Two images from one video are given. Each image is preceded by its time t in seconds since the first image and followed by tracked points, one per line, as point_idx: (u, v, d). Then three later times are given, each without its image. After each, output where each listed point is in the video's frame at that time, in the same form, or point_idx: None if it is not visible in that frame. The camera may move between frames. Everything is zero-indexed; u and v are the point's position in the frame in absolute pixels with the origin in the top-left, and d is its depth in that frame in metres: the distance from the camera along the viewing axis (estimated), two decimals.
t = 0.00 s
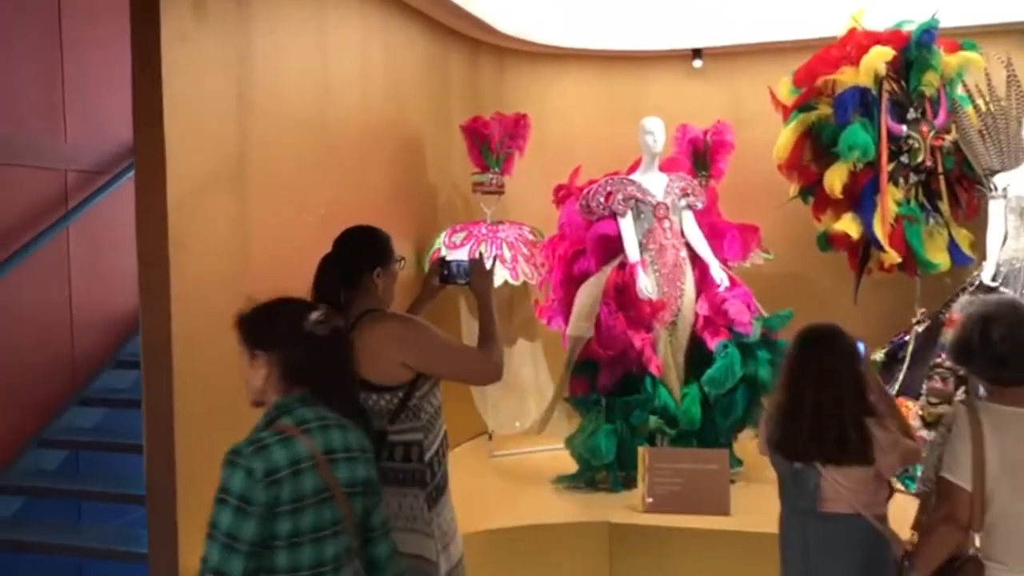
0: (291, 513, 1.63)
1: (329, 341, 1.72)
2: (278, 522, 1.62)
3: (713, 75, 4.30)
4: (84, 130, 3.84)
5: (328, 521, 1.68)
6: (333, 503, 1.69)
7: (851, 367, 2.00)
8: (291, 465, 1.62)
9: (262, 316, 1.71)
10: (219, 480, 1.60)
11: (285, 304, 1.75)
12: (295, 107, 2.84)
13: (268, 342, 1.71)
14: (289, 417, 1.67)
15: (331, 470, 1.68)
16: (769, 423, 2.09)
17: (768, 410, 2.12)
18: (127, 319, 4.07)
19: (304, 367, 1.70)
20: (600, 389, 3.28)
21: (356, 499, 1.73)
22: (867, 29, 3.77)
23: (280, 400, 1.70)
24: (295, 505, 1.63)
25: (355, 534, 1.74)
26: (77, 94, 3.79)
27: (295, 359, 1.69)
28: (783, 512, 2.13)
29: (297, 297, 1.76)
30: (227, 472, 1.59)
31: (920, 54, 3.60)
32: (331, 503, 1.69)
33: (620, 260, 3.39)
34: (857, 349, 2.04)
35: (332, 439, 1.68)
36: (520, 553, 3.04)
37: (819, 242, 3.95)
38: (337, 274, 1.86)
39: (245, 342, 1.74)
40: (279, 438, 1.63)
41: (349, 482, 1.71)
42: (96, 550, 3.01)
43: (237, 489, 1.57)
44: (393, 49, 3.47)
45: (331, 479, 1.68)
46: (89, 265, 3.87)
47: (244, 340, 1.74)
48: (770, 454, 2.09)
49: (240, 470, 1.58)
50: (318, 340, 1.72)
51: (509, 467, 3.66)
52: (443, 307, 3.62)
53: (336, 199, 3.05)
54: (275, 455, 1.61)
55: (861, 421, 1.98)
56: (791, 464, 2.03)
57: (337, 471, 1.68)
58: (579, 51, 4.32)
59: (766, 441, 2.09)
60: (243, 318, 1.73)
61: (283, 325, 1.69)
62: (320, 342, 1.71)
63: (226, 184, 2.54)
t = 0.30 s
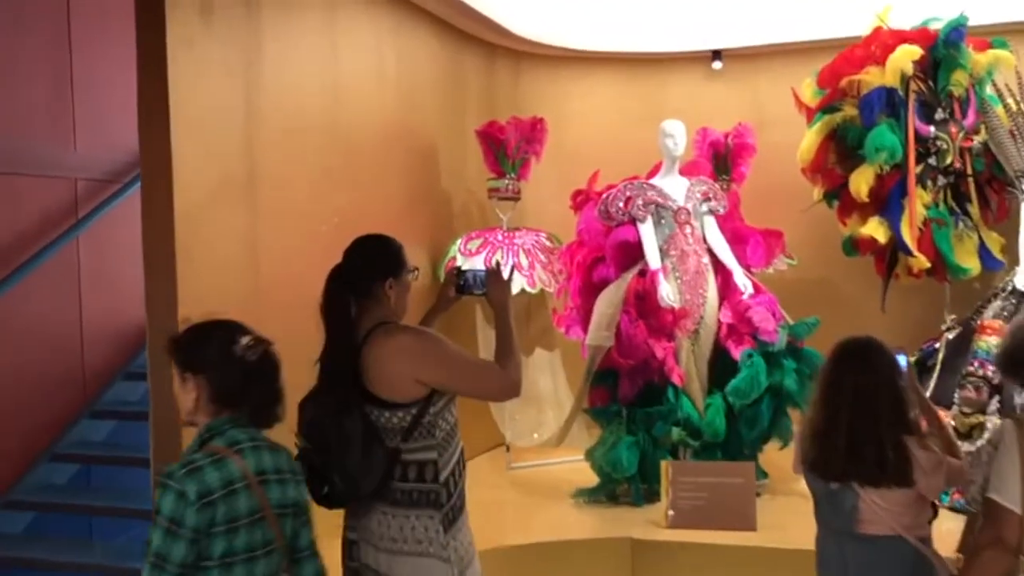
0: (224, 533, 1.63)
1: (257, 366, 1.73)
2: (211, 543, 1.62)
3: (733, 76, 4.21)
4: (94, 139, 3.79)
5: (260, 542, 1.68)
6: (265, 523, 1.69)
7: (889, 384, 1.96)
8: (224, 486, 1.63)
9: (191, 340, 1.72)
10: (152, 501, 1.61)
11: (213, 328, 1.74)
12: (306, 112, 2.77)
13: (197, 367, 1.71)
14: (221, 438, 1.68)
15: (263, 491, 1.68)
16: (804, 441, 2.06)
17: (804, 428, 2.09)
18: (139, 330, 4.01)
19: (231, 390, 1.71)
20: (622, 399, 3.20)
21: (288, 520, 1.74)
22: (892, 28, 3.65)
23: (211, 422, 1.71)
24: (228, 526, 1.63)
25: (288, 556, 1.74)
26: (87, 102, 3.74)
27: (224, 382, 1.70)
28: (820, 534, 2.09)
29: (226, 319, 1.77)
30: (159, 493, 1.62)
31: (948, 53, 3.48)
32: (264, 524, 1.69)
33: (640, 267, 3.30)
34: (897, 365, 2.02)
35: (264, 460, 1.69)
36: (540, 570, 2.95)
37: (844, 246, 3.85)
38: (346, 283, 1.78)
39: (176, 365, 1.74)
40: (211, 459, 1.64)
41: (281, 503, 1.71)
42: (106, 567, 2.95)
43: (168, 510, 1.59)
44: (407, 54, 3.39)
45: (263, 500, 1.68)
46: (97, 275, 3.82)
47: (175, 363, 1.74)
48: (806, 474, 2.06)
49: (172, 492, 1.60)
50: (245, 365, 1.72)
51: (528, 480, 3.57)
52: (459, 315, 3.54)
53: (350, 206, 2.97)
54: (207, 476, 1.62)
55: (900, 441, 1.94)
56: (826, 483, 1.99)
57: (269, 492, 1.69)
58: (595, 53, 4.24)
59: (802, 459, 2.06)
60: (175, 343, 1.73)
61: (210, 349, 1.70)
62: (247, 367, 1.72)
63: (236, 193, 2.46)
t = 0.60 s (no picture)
0: (163, 524, 1.65)
1: (192, 357, 1.75)
2: (149, 534, 1.63)
3: (756, 77, 4.12)
4: (106, 144, 3.74)
5: (194, 534, 1.70)
6: (201, 517, 1.71)
7: (925, 398, 1.92)
8: (164, 478, 1.65)
9: (128, 334, 1.73)
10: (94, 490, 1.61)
11: (147, 322, 1.76)
12: (318, 114, 2.71)
13: (136, 360, 1.71)
14: (163, 431, 1.70)
15: (200, 485, 1.71)
16: (835, 456, 2.02)
17: (835, 441, 2.05)
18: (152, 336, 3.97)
19: (170, 382, 1.72)
20: (642, 407, 3.11)
21: (220, 516, 1.76)
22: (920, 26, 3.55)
23: (149, 415, 1.72)
24: (166, 517, 1.65)
25: (219, 549, 1.76)
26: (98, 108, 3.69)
27: (162, 375, 1.71)
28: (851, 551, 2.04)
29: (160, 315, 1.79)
30: (102, 483, 1.61)
31: (978, 51, 3.37)
32: (199, 518, 1.71)
33: (662, 271, 3.22)
34: (932, 375, 1.98)
35: (201, 455, 1.73)
36: None
37: (871, 249, 3.76)
38: (355, 288, 1.72)
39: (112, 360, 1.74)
40: (152, 451, 1.66)
41: (214, 497, 1.74)
42: None
43: (114, 500, 1.59)
44: (422, 56, 3.33)
45: (199, 494, 1.70)
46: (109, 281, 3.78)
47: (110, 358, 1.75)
48: (837, 489, 2.02)
49: (117, 481, 1.60)
50: (181, 356, 1.73)
51: (546, 489, 3.50)
52: (475, 320, 3.47)
53: (363, 210, 2.91)
54: (149, 466, 1.64)
55: (936, 457, 1.90)
56: (860, 499, 1.95)
57: (206, 486, 1.72)
58: (614, 55, 4.16)
59: (833, 474, 2.02)
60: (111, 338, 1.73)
61: (145, 341, 1.71)
62: (184, 357, 1.73)
63: (246, 197, 2.40)
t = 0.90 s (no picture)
0: (65, 534, 2.07)
1: (123, 375, 2.20)
2: (52, 544, 2.06)
3: (777, 73, 4.02)
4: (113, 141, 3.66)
5: (105, 540, 2.14)
6: (111, 524, 2.15)
7: (955, 409, 1.89)
8: (63, 490, 2.07)
9: (60, 352, 2.17)
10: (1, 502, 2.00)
11: (85, 339, 2.23)
12: (324, 110, 2.64)
13: (58, 375, 2.15)
14: (68, 444, 2.11)
15: (110, 496, 2.14)
16: (861, 471, 2.00)
17: (860, 453, 2.03)
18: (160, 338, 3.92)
19: (86, 401, 2.15)
20: (658, 412, 3.02)
21: (134, 524, 2.19)
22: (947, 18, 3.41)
23: (60, 428, 2.13)
24: (67, 526, 2.08)
25: (133, 551, 2.19)
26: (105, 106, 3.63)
27: (80, 394, 2.15)
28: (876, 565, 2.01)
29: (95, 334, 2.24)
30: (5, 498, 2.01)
31: (1009, 44, 3.24)
32: (110, 524, 2.15)
33: (679, 271, 3.12)
34: (964, 381, 1.95)
35: (114, 466, 2.16)
36: None
37: (896, 249, 3.65)
38: (354, 289, 1.66)
39: (37, 376, 2.16)
40: (51, 465, 2.07)
41: (127, 506, 2.17)
42: None
43: (18, 513, 2.00)
44: (432, 52, 3.25)
45: (105, 504, 2.13)
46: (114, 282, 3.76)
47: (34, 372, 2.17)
48: (861, 503, 2.00)
49: (18, 495, 2.01)
50: (114, 375, 2.19)
51: (560, 494, 3.41)
52: (487, 322, 3.38)
53: (371, 208, 2.83)
54: (47, 480, 2.05)
55: (968, 470, 1.86)
56: (886, 514, 1.93)
57: (116, 497, 2.15)
58: (631, 51, 4.06)
59: (858, 489, 2.00)
60: (40, 354, 2.17)
61: (78, 360, 2.18)
62: (116, 375, 2.20)
63: (247, 196, 2.33)
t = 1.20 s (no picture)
0: None
1: (20, 366, 1.70)
2: None
3: (799, 67, 3.91)
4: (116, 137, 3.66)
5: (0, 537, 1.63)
6: (8, 518, 1.64)
7: (985, 420, 1.78)
8: None
9: None
10: None
11: None
12: (328, 103, 2.55)
13: None
14: None
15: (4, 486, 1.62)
16: (883, 486, 1.90)
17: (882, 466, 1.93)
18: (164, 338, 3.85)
19: None
20: (673, 416, 2.92)
21: (41, 513, 1.68)
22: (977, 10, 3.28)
23: None
24: None
25: (48, 553, 1.70)
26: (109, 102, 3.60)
27: None
28: None
29: None
30: None
31: None
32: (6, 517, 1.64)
33: (697, 271, 3.02)
34: (996, 391, 1.83)
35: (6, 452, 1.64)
36: None
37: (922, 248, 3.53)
38: (348, 288, 1.68)
39: None
40: None
41: (27, 496, 1.65)
42: None
43: None
44: (442, 45, 3.16)
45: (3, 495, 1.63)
46: (118, 280, 3.72)
47: None
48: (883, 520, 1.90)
49: None
50: (8, 366, 1.69)
51: (572, 500, 3.32)
52: (497, 322, 3.28)
53: (377, 205, 2.75)
54: None
55: (999, 489, 1.75)
56: (909, 532, 1.83)
57: (14, 486, 1.64)
58: (648, 45, 3.96)
59: (879, 505, 1.90)
60: None
61: None
62: (9, 367, 1.69)
63: (246, 191, 2.25)
